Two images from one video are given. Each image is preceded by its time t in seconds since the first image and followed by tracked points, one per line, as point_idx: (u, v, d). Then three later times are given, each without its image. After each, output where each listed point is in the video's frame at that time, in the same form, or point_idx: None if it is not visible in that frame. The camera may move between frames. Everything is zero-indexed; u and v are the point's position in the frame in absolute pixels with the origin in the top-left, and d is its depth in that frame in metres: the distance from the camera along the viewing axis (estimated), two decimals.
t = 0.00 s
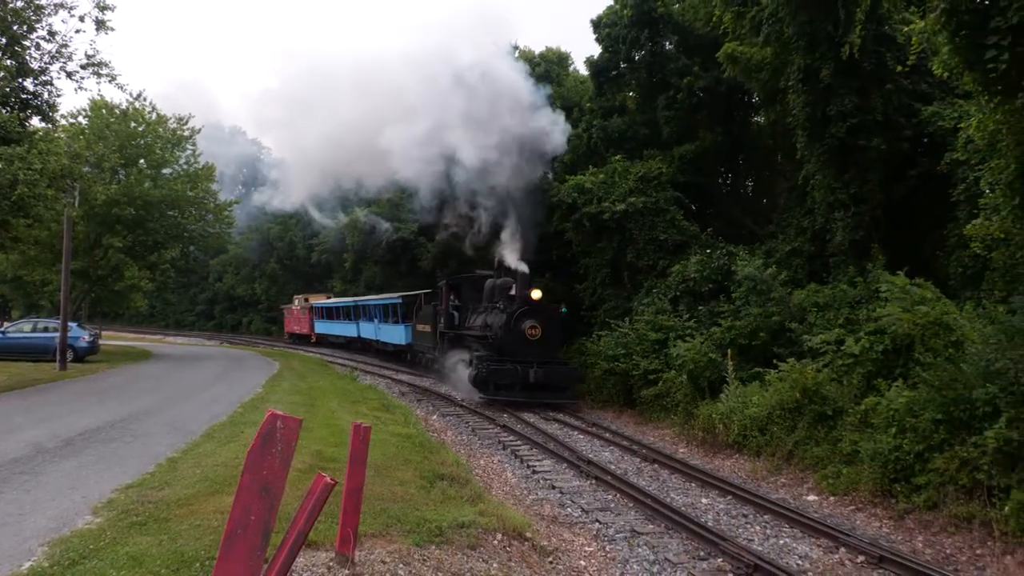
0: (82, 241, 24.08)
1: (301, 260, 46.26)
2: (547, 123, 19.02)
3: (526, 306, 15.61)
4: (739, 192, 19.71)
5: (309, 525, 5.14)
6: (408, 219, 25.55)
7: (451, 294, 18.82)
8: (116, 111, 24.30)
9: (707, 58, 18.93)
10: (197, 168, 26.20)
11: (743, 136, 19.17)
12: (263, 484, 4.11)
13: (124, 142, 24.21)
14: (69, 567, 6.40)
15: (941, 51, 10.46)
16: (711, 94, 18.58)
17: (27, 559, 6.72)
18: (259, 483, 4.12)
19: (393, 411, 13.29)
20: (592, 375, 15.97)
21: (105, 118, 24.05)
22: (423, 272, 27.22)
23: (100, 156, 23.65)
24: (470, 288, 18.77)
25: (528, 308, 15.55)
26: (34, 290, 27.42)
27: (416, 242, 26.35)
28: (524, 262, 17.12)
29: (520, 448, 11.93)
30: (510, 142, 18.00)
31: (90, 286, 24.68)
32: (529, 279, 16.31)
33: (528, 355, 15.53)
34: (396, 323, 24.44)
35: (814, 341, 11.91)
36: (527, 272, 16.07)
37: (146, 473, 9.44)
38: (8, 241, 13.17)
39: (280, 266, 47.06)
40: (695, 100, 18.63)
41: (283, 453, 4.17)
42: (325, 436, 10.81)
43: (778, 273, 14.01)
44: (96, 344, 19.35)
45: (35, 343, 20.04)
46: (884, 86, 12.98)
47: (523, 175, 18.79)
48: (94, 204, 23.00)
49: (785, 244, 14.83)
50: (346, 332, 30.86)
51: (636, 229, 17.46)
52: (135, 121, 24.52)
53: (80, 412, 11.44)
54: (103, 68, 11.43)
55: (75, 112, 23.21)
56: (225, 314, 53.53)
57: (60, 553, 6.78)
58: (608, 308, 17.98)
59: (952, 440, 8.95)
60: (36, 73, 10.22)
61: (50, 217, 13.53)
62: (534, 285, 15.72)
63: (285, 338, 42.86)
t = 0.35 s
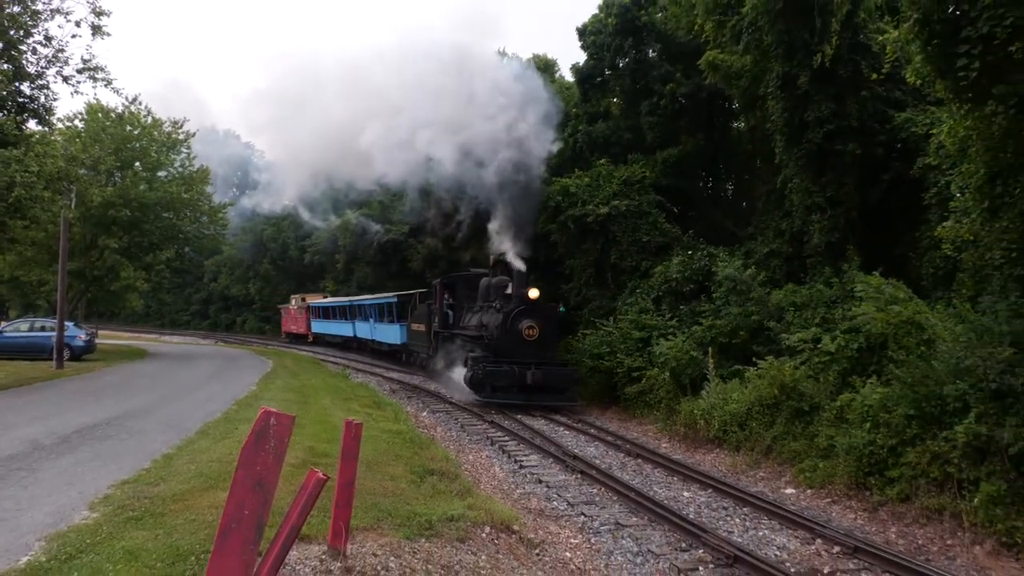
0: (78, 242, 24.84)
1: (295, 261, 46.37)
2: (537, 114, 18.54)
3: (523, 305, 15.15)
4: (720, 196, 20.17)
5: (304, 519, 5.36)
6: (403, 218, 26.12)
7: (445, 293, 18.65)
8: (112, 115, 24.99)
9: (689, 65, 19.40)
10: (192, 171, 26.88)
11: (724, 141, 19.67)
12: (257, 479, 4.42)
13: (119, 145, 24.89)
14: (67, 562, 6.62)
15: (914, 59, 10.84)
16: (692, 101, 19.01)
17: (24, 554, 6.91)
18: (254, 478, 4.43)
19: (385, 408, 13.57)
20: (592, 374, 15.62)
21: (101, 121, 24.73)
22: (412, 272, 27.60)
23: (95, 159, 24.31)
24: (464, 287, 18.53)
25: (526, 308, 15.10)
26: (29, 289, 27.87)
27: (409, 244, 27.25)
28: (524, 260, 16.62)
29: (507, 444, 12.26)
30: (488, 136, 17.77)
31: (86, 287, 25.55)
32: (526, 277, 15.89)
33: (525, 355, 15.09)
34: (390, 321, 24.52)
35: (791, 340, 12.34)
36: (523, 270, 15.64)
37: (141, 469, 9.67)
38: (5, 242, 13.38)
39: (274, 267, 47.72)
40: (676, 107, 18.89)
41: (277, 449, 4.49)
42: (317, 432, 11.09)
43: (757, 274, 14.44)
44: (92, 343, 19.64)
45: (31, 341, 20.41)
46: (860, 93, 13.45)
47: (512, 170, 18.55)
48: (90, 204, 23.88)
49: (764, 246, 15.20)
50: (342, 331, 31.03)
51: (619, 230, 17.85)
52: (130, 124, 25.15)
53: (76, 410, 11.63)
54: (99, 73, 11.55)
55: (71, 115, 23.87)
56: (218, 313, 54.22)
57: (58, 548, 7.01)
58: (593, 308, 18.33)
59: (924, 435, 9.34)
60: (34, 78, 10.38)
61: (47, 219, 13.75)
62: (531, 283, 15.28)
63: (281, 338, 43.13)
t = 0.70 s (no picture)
0: (86, 242, 26.63)
1: (294, 261, 48.49)
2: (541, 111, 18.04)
3: (524, 304, 15.32)
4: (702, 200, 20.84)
5: (303, 509, 5.58)
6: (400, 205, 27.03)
7: (444, 291, 19.12)
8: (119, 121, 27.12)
9: (671, 75, 20.06)
10: (196, 176, 29.13)
11: (705, 148, 20.31)
12: (258, 470, 4.86)
13: (126, 150, 26.96)
14: (75, 551, 6.91)
15: (885, 70, 11.40)
16: (674, 109, 19.82)
17: (33, 545, 7.20)
18: (255, 470, 4.86)
19: (381, 403, 14.01)
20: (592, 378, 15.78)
21: (109, 127, 26.79)
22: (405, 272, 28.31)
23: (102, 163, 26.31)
24: (462, 285, 18.88)
25: (527, 306, 15.27)
26: (37, 289, 29.16)
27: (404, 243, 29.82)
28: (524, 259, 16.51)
29: (498, 436, 12.80)
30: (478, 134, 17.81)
31: (93, 286, 27.34)
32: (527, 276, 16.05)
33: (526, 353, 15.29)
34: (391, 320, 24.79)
35: (769, 337, 12.98)
36: (524, 270, 15.89)
37: (146, 462, 10.08)
38: (14, 244, 13.90)
39: (274, 267, 49.59)
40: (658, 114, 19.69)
41: (276, 441, 4.91)
42: (315, 426, 11.58)
43: (737, 274, 15.20)
44: (99, 341, 20.57)
45: (41, 339, 21.32)
46: (834, 103, 14.21)
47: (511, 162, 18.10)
48: (98, 207, 25.72)
49: (742, 248, 16.01)
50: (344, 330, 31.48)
51: (605, 232, 18.43)
52: (136, 130, 27.37)
53: (83, 405, 12.05)
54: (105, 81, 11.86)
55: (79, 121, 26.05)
56: (221, 312, 55.93)
57: (66, 538, 7.35)
58: (580, 307, 18.88)
59: (894, 427, 9.92)
60: (41, 85, 10.71)
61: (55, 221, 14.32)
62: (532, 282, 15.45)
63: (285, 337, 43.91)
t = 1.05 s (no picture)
0: (82, 244, 27.82)
1: (283, 262, 50.35)
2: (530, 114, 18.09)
3: (517, 302, 15.24)
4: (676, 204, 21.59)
5: (293, 501, 5.48)
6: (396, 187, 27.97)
7: (433, 290, 19.27)
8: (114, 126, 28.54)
9: (645, 85, 20.72)
10: (188, 179, 30.63)
11: (679, 154, 21.01)
12: (249, 464, 4.63)
13: (120, 154, 28.39)
14: (69, 543, 6.64)
15: (844, 83, 12.10)
16: (648, 118, 20.45)
17: (29, 536, 7.12)
18: (247, 464, 4.63)
19: (367, 399, 14.47)
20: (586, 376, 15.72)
21: (104, 132, 28.19)
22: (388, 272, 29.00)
23: (98, 167, 27.69)
24: (451, 284, 19.08)
25: (520, 304, 15.17)
26: (33, 288, 30.20)
27: (392, 245, 30.87)
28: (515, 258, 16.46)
29: (481, 429, 13.42)
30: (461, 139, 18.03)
31: (89, 285, 28.46)
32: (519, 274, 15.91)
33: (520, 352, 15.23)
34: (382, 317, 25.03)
35: (737, 333, 13.71)
36: (516, 266, 15.76)
37: (140, 455, 10.28)
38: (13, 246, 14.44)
39: (266, 267, 51.14)
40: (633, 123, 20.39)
41: (267, 436, 4.70)
42: (305, 420, 12.11)
43: (707, 275, 16.00)
44: (93, 339, 22.69)
45: (37, 337, 22.05)
46: (798, 112, 15.15)
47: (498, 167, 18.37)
48: (93, 209, 26.90)
49: (712, 249, 16.89)
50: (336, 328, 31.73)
51: (582, 234, 19.08)
52: (130, 135, 28.83)
53: (77, 403, 12.44)
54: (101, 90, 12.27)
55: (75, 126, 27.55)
56: (214, 311, 57.13)
57: (61, 530, 7.10)
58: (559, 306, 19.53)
59: (854, 419, 10.51)
60: (38, 91, 11.09)
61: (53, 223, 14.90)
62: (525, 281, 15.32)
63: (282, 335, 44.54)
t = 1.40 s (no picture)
0: (59, 243, 27.49)
1: (264, 262, 50.26)
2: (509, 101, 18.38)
3: (510, 301, 14.84)
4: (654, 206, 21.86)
5: (273, 501, 5.44)
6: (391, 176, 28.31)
7: (420, 289, 18.90)
8: (92, 124, 28.34)
9: (624, 88, 20.89)
10: (168, 178, 30.44)
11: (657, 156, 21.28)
12: (228, 463, 4.62)
13: (99, 152, 28.17)
14: (46, 544, 6.54)
15: (819, 87, 12.36)
16: (627, 121, 20.66)
17: (4, 538, 6.95)
18: (226, 463, 4.63)
19: (348, 398, 14.48)
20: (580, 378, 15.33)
21: (81, 131, 27.99)
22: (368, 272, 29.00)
23: (75, 166, 27.44)
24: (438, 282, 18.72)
25: (514, 303, 14.78)
26: (8, 288, 29.90)
27: (373, 245, 30.89)
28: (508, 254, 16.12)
29: (461, 428, 13.55)
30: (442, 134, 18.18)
31: (66, 285, 28.07)
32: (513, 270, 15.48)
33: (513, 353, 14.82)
34: (367, 316, 24.95)
35: (715, 332, 13.91)
36: (509, 264, 15.35)
37: (119, 456, 10.15)
38: None
39: (247, 267, 50.93)
40: (612, 126, 20.61)
41: (246, 436, 4.69)
42: (285, 419, 12.09)
43: (685, 275, 16.23)
44: (71, 338, 22.49)
45: (15, 337, 21.86)
46: (774, 116, 15.43)
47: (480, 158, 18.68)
48: (71, 209, 26.67)
49: (690, 250, 17.15)
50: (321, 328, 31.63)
51: (562, 234, 19.24)
52: (109, 134, 28.61)
53: (54, 404, 12.35)
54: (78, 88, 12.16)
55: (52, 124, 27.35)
56: (194, 310, 56.84)
57: (37, 532, 6.95)
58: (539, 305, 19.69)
59: (827, 416, 10.76)
60: (15, 89, 10.99)
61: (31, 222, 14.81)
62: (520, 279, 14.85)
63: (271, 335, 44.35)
